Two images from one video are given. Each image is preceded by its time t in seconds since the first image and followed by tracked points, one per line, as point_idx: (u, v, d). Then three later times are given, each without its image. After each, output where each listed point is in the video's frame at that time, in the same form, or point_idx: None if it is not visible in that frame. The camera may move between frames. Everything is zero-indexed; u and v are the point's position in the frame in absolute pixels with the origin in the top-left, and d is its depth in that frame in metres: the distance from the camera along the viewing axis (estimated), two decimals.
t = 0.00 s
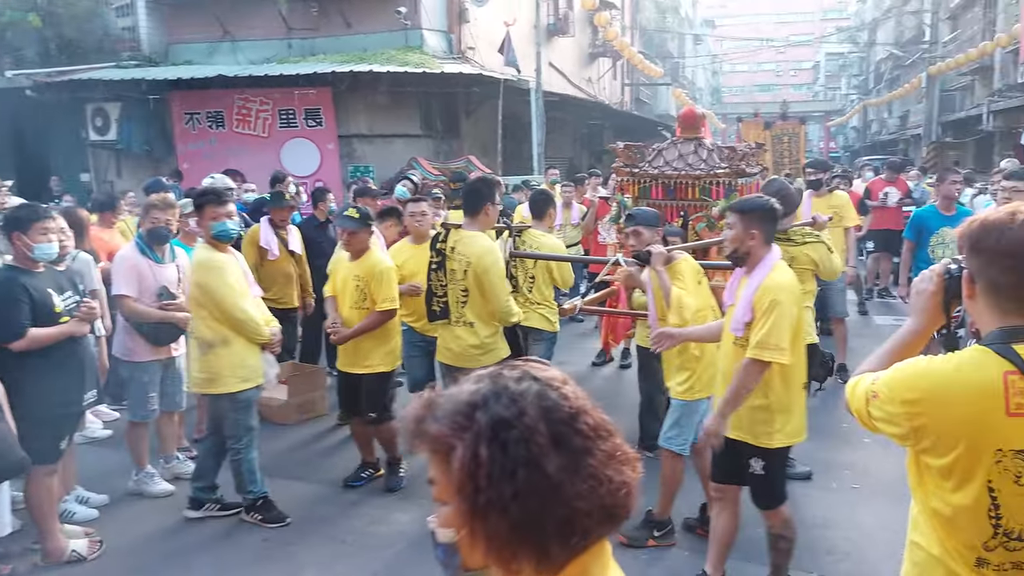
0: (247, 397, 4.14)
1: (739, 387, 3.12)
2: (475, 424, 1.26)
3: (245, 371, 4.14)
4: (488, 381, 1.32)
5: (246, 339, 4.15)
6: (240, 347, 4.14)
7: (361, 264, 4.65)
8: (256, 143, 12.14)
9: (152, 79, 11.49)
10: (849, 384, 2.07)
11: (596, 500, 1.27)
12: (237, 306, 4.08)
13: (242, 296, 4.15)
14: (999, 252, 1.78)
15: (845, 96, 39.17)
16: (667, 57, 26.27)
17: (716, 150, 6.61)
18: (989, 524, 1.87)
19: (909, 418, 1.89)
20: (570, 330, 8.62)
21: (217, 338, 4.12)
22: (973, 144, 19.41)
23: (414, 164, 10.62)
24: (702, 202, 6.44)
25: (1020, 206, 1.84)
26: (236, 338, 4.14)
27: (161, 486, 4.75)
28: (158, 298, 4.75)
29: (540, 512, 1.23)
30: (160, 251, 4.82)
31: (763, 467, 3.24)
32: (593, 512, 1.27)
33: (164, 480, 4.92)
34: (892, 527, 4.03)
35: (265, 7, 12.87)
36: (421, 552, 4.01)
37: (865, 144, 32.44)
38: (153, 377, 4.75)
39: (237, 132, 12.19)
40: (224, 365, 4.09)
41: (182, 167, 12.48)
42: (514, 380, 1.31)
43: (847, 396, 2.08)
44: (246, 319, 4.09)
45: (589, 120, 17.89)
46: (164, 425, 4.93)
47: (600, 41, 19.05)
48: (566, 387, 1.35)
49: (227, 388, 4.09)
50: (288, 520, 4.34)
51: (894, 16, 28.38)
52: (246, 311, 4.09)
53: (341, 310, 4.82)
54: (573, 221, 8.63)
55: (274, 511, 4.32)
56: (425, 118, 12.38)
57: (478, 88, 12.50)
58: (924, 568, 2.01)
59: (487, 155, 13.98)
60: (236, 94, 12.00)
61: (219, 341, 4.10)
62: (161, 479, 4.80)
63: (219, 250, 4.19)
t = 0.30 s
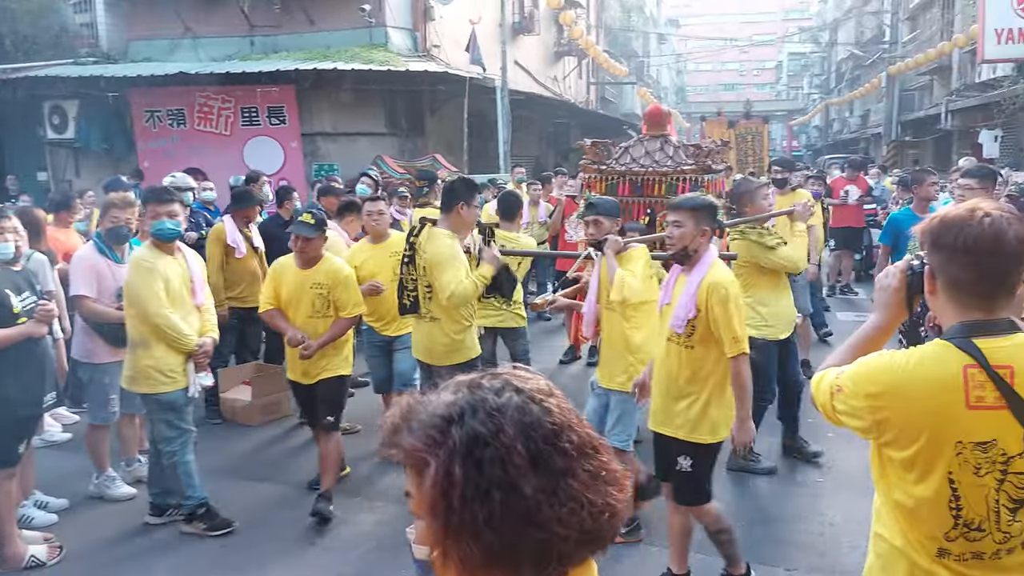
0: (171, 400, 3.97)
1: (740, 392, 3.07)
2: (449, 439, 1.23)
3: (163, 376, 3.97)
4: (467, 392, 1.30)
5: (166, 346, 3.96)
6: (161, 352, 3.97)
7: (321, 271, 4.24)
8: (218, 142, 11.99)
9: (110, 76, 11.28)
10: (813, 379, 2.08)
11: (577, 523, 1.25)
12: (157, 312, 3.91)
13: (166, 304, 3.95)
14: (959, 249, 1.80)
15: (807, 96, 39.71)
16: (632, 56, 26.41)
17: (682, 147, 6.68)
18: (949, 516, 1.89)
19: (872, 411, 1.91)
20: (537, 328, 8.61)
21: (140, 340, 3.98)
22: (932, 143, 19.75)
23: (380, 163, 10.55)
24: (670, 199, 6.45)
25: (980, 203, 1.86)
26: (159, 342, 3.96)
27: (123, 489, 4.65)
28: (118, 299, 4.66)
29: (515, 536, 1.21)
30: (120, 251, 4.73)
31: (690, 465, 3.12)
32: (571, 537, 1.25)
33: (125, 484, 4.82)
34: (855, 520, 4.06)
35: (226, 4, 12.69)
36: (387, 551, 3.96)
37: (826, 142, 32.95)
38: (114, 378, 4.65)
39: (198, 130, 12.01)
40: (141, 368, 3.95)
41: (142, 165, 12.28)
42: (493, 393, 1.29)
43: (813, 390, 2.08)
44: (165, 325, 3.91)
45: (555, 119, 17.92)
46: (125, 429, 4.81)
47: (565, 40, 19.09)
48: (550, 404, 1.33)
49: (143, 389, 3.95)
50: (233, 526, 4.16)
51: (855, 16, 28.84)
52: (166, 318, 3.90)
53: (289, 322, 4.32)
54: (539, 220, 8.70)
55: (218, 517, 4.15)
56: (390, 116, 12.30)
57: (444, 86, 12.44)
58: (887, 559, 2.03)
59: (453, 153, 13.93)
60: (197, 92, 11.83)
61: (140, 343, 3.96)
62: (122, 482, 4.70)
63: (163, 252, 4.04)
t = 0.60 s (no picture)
0: (110, 410, 3.60)
1: (687, 387, 3.07)
2: (473, 431, 1.27)
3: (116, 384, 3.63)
4: (489, 385, 1.34)
5: (120, 351, 3.62)
6: (114, 358, 3.63)
7: (286, 278, 3.85)
8: (189, 141, 11.86)
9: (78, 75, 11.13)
10: (789, 375, 2.09)
11: (594, 517, 1.29)
12: (112, 315, 3.57)
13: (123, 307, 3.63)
14: (932, 245, 1.81)
15: (779, 96, 40.08)
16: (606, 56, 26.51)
17: (656, 144, 6.74)
18: (922, 511, 1.90)
19: (846, 408, 1.92)
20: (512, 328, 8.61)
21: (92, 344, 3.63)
22: (902, 142, 19.97)
23: (354, 162, 10.48)
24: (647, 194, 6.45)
25: (953, 201, 1.88)
26: (113, 348, 3.62)
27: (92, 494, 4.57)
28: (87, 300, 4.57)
29: (535, 528, 1.25)
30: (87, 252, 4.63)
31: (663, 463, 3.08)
32: (589, 532, 1.28)
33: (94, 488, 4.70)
34: (830, 516, 4.09)
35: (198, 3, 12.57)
36: (364, 551, 3.86)
37: (798, 142, 33.27)
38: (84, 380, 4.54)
39: (169, 130, 11.88)
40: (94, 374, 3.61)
41: (112, 165, 12.13)
42: (516, 387, 1.33)
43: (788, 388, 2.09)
44: (121, 329, 3.57)
45: (530, 119, 17.91)
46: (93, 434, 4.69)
47: (539, 40, 19.10)
48: (571, 399, 1.37)
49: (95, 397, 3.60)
50: (120, 561, 3.69)
51: (825, 17, 29.15)
52: (122, 321, 3.57)
53: (243, 331, 3.89)
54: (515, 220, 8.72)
55: (106, 550, 3.68)
56: (364, 116, 12.23)
57: (418, 86, 12.38)
58: (863, 556, 2.03)
59: (427, 153, 13.89)
60: (167, 91, 11.70)
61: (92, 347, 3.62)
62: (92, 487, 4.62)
63: (118, 252, 3.71)
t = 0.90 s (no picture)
0: (69, 424, 3.49)
1: (639, 389, 3.01)
2: (481, 432, 1.23)
3: (75, 395, 3.51)
4: (492, 385, 1.29)
5: (78, 361, 3.50)
6: (71, 368, 3.49)
7: (224, 292, 3.47)
8: (166, 143, 11.76)
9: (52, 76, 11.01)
10: (766, 374, 2.10)
11: (608, 514, 1.25)
12: (66, 323, 3.44)
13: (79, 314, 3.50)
14: (905, 244, 1.83)
15: (758, 96, 40.38)
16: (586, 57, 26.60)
17: (631, 145, 6.75)
18: (897, 507, 1.92)
19: (822, 406, 1.93)
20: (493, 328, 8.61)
21: (49, 354, 3.51)
22: (878, 142, 20.16)
23: (333, 163, 10.43)
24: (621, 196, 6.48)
25: (923, 200, 1.91)
26: (69, 358, 3.50)
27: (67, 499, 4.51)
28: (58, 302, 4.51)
29: (549, 529, 1.21)
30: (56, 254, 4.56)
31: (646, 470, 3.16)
32: (601, 529, 1.25)
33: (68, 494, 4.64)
34: (808, 512, 4.12)
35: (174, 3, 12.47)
36: (344, 554, 3.83)
37: (777, 142, 33.53)
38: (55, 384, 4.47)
39: (145, 131, 11.77)
40: (52, 385, 3.49)
41: (88, 167, 12.00)
42: (520, 386, 1.29)
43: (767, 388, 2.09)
44: (77, 337, 3.45)
45: (510, 120, 17.92)
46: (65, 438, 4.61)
47: (519, 40, 19.12)
48: (574, 397, 1.33)
49: (52, 410, 3.47)
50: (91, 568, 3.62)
51: (802, 19, 29.39)
52: (78, 329, 3.45)
53: (180, 359, 3.48)
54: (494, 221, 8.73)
55: (76, 558, 3.59)
56: (343, 116, 12.19)
57: (397, 86, 12.35)
58: (839, 552, 2.04)
59: (407, 154, 13.86)
60: (144, 92, 11.59)
61: (49, 358, 3.50)
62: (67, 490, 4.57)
63: (71, 258, 3.58)
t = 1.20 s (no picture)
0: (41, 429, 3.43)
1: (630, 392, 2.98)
2: (481, 455, 1.16)
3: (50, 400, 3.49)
4: (499, 403, 1.22)
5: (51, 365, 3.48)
6: (44, 373, 3.50)
7: (128, 296, 3.07)
8: (149, 143, 11.68)
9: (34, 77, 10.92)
10: (750, 374, 2.10)
11: (616, 553, 1.16)
12: (35, 330, 3.40)
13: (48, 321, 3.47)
14: (890, 244, 1.83)
15: (743, 98, 40.59)
16: (571, 59, 26.65)
17: (613, 147, 6.76)
18: (880, 505, 1.92)
19: (805, 405, 1.94)
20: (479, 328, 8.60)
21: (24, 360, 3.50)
22: (862, 143, 20.28)
23: (318, 164, 10.38)
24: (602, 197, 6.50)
25: (905, 201, 1.91)
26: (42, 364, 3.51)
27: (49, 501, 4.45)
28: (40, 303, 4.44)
29: (547, 564, 1.13)
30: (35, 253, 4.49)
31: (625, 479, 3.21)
32: (606, 568, 1.15)
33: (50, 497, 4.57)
34: (794, 512, 4.13)
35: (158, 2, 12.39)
36: (330, 558, 3.80)
37: (762, 144, 33.69)
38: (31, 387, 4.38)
39: (128, 132, 11.69)
40: (26, 391, 3.47)
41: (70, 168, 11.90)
42: (530, 408, 1.21)
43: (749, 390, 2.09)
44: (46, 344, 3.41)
45: (496, 121, 17.93)
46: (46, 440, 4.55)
47: (505, 41, 19.13)
48: (591, 424, 1.24)
49: (28, 415, 3.46)
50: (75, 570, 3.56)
51: (786, 20, 29.56)
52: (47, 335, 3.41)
53: (87, 376, 3.10)
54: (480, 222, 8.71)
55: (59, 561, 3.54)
56: (329, 117, 12.14)
57: (383, 87, 12.31)
58: (824, 551, 2.04)
59: (393, 155, 13.83)
60: (127, 92, 11.52)
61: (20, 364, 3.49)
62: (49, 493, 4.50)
63: (42, 264, 3.54)
